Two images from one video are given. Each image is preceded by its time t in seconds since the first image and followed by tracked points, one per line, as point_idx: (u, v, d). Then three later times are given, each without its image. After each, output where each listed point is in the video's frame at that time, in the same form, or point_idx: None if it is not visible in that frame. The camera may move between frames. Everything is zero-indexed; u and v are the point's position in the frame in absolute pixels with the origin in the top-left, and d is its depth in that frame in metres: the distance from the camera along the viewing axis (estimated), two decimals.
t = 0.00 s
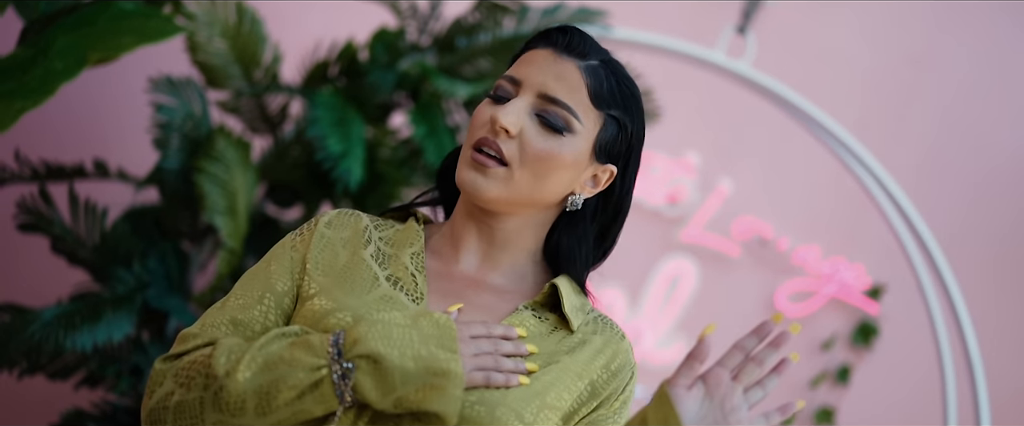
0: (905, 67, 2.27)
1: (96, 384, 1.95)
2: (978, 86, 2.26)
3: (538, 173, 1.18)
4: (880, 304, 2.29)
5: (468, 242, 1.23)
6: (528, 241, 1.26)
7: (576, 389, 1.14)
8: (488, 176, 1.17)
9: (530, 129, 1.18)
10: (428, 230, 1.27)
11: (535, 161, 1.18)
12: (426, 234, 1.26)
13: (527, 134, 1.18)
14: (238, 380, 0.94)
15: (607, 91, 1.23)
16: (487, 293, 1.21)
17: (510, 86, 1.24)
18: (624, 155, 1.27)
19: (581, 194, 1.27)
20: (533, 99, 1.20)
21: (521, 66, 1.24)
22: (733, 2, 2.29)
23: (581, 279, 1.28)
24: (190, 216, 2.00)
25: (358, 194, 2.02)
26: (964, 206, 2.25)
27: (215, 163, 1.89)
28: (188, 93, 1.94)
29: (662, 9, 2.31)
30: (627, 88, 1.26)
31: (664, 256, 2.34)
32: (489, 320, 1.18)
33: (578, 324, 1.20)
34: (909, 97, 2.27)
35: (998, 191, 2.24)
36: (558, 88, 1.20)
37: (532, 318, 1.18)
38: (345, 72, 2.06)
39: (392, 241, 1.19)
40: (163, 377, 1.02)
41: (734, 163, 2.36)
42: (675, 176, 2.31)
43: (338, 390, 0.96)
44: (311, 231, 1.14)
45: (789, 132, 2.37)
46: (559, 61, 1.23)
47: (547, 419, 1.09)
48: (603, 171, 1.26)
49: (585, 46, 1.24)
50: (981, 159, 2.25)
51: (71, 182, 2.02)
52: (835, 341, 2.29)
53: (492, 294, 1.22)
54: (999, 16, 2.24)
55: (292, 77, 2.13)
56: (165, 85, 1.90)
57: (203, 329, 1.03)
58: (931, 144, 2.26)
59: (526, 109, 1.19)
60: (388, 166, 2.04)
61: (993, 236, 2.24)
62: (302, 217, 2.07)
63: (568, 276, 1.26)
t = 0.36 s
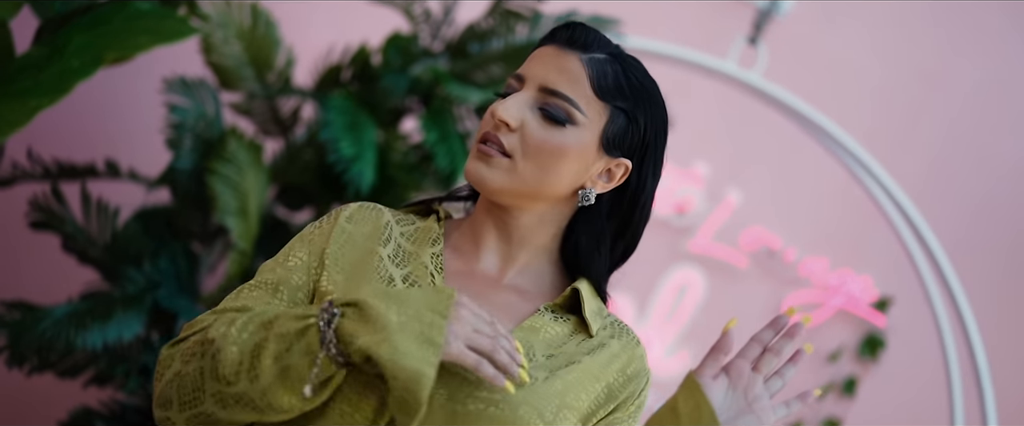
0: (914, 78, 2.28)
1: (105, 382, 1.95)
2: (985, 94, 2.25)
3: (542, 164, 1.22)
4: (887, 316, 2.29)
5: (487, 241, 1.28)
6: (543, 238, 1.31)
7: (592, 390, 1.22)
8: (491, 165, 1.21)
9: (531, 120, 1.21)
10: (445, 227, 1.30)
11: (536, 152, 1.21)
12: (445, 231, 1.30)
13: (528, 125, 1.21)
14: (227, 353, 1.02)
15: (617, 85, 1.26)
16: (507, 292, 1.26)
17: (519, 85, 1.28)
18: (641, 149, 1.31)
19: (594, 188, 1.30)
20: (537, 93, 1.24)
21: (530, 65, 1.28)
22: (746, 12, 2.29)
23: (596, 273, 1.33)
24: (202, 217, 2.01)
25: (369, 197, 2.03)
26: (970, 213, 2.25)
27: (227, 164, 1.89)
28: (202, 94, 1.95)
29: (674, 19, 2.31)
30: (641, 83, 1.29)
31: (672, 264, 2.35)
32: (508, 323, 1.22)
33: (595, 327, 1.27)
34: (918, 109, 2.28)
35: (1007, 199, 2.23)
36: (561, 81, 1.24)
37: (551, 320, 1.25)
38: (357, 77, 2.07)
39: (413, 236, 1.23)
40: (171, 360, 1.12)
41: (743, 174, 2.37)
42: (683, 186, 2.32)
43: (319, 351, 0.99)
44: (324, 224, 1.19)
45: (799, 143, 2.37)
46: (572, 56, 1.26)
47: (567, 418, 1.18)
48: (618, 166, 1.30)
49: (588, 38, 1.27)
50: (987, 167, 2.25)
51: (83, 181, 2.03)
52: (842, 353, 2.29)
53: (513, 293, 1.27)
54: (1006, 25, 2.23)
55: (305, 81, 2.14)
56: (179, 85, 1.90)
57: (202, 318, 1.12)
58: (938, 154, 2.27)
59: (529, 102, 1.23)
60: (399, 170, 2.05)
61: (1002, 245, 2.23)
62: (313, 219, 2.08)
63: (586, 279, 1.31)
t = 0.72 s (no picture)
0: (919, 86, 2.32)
1: (118, 381, 1.99)
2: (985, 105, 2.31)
3: (551, 156, 1.25)
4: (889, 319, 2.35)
5: (504, 235, 1.33)
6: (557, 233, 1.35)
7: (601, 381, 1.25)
8: (501, 157, 1.24)
9: (537, 117, 1.25)
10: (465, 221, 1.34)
11: (546, 144, 1.24)
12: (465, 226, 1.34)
13: (534, 121, 1.25)
14: (211, 285, 1.11)
15: (617, 82, 1.30)
16: (523, 284, 1.31)
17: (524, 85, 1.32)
18: (643, 143, 1.34)
19: (600, 180, 1.33)
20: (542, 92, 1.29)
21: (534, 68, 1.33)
22: (749, 18, 2.33)
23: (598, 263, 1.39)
24: (215, 219, 2.03)
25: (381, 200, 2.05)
26: (975, 223, 2.31)
27: (241, 167, 1.94)
28: (217, 100, 1.99)
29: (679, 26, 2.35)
30: (639, 80, 1.33)
31: (676, 268, 2.38)
32: (523, 314, 1.27)
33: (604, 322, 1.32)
34: (922, 116, 2.32)
35: (1004, 213, 2.31)
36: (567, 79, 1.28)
37: (565, 314, 1.29)
38: (368, 82, 2.11)
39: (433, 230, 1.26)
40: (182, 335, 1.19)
41: (745, 178, 2.41)
42: (685, 190, 2.35)
43: (258, 266, 1.07)
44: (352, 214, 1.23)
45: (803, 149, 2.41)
46: (574, 58, 1.31)
47: (578, 409, 1.23)
48: (622, 158, 1.33)
49: (588, 41, 1.33)
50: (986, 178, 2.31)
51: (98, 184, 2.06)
52: (844, 354, 2.34)
53: (529, 287, 1.32)
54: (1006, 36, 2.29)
55: (316, 86, 2.18)
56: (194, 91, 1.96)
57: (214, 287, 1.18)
58: (944, 165, 2.32)
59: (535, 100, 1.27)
60: (409, 173, 2.09)
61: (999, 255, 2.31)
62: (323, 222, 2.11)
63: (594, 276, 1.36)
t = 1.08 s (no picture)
0: (914, 91, 2.37)
1: (136, 381, 2.05)
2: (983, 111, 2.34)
3: (603, 180, 1.30)
4: (885, 315, 2.38)
5: (507, 230, 1.30)
6: (563, 238, 1.35)
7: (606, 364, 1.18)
8: (584, 187, 1.26)
9: (605, 145, 1.29)
10: (463, 222, 1.32)
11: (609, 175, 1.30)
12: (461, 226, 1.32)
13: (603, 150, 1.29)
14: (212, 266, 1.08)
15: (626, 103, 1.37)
16: (531, 274, 1.28)
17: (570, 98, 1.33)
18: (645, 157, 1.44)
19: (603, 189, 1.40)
20: (600, 113, 1.32)
21: (570, 81, 1.34)
22: (744, 21, 2.39)
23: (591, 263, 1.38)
24: (226, 223, 2.06)
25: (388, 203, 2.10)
26: (976, 225, 2.31)
27: (252, 173, 2.01)
28: (228, 107, 2.07)
29: (675, 30, 2.41)
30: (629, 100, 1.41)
31: (678, 266, 2.45)
32: (523, 300, 1.22)
33: (601, 309, 1.26)
34: (918, 121, 2.37)
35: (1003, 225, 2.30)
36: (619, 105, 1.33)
37: (565, 299, 1.24)
38: (375, 89, 2.17)
39: (433, 230, 1.25)
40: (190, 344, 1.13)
41: (742, 178, 2.49)
42: (686, 190, 2.44)
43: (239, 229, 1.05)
44: (353, 222, 1.24)
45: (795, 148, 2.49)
46: (593, 71, 1.36)
47: (578, 390, 1.16)
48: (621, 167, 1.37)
49: (615, 69, 1.38)
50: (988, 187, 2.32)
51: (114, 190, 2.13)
52: (841, 349, 2.39)
53: (534, 273, 1.29)
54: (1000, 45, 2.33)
55: (325, 93, 2.24)
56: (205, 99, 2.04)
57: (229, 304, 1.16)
58: (944, 171, 2.35)
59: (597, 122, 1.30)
60: (414, 177, 2.14)
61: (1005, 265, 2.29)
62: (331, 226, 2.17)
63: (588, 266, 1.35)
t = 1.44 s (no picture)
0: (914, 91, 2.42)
1: (153, 383, 2.13)
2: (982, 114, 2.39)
3: (591, 163, 1.37)
4: (875, 304, 2.46)
5: (501, 218, 1.39)
6: (556, 227, 1.41)
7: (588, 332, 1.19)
8: (572, 157, 1.34)
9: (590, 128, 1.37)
10: (461, 221, 1.41)
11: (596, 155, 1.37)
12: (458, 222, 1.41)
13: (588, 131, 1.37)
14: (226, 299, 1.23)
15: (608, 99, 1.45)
16: (524, 257, 1.35)
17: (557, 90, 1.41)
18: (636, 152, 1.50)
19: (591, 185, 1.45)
20: (583, 100, 1.40)
21: (557, 77, 1.43)
22: (732, 20, 2.47)
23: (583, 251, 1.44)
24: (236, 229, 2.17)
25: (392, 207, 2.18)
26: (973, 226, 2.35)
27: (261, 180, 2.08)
28: (236, 116, 2.14)
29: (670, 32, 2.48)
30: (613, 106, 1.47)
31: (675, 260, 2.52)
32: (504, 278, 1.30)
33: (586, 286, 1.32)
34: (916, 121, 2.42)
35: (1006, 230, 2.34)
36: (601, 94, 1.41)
37: (549, 276, 1.30)
38: (377, 96, 2.26)
39: (428, 226, 1.35)
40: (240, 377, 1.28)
41: (734, 174, 2.57)
42: (680, 187, 2.54)
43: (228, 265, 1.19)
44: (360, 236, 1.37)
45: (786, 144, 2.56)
46: (574, 69, 1.44)
47: (559, 359, 1.22)
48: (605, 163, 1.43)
49: (593, 68, 1.47)
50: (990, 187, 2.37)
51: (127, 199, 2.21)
52: (833, 339, 2.47)
53: (529, 256, 1.36)
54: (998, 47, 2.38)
55: (328, 101, 2.32)
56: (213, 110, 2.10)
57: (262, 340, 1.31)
58: (946, 173, 2.39)
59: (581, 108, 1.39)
60: (416, 180, 2.22)
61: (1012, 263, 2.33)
62: (337, 229, 2.24)
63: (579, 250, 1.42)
